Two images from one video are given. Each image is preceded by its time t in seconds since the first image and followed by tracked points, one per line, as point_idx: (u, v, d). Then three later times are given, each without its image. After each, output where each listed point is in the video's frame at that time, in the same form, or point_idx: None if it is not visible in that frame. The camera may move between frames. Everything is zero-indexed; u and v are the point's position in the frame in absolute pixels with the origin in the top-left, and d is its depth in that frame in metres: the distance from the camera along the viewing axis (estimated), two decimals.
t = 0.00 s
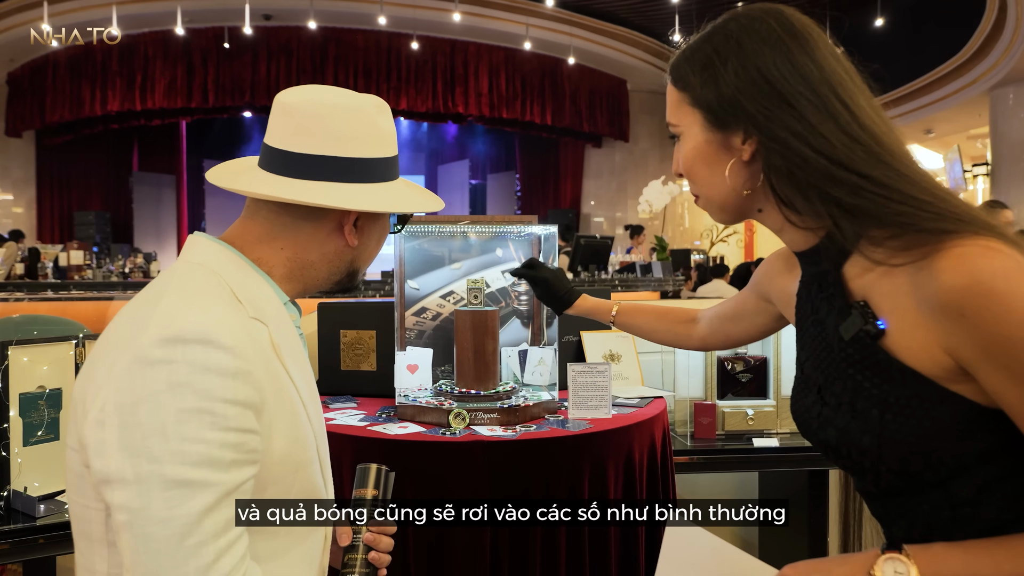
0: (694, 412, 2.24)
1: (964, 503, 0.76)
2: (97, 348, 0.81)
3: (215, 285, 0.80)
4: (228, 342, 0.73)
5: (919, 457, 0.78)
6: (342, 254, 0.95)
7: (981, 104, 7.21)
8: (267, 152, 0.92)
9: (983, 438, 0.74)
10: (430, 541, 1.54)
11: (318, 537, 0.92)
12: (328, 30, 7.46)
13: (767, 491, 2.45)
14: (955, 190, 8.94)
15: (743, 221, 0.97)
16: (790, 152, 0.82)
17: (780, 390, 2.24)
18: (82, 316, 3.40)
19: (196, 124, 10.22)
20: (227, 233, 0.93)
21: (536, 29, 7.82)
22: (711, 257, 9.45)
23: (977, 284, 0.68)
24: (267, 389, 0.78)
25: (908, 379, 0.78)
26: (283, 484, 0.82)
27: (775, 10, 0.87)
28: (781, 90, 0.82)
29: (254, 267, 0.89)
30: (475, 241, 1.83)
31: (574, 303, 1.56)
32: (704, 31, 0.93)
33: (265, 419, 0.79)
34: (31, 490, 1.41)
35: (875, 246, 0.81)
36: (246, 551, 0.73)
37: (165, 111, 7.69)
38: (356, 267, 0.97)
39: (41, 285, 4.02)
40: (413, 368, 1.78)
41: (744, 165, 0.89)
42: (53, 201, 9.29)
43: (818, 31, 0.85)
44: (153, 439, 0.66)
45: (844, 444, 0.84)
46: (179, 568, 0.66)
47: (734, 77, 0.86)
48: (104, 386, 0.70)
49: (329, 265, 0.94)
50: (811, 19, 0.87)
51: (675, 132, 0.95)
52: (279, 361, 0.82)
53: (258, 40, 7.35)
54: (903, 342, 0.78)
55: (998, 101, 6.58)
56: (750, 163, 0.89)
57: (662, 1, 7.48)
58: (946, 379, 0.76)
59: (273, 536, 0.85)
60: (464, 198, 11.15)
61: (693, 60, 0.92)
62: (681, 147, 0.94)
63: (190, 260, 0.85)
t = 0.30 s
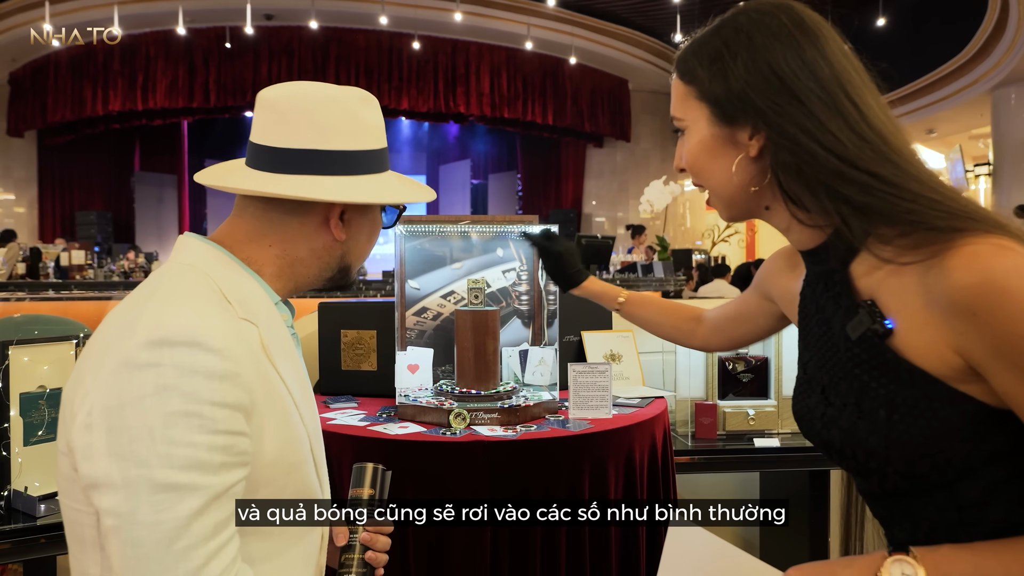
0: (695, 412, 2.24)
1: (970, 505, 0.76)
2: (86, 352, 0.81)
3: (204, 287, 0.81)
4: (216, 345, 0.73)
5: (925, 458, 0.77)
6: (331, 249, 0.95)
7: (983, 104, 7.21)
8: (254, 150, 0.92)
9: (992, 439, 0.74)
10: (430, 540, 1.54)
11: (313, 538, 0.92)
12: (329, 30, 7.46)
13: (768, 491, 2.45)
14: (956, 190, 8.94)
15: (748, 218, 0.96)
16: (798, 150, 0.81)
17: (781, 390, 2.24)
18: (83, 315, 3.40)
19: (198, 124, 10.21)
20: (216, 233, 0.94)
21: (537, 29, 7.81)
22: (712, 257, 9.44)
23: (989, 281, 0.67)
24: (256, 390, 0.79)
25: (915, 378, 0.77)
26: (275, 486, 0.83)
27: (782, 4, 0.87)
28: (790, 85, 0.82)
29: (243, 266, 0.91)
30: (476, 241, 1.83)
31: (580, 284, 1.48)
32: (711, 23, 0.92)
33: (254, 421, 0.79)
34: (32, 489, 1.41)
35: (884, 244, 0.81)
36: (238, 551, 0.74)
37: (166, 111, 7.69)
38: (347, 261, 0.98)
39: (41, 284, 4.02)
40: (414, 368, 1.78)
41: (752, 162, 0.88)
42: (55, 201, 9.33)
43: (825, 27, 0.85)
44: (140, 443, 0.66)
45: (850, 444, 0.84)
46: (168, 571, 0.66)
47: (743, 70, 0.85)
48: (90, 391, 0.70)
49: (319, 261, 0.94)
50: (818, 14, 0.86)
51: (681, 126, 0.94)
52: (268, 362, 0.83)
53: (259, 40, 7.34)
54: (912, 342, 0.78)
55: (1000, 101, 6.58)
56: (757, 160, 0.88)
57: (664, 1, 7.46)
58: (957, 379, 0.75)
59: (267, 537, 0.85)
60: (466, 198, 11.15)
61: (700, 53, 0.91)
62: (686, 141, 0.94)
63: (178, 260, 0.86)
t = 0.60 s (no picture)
0: (696, 411, 2.24)
1: (970, 501, 0.75)
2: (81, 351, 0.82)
3: (195, 286, 0.83)
4: (206, 342, 0.74)
5: (926, 452, 0.76)
6: (290, 222, 0.99)
7: (984, 104, 7.18)
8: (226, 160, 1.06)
9: (994, 436, 0.73)
10: (431, 540, 1.54)
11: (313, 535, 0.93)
12: (330, 30, 7.45)
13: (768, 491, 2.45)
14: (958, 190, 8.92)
15: (762, 205, 0.94)
16: (815, 138, 0.80)
17: (781, 390, 2.24)
18: (86, 315, 3.41)
19: (199, 124, 10.21)
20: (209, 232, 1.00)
21: (538, 29, 7.81)
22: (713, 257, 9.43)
23: (998, 275, 0.67)
24: (248, 388, 0.80)
25: (921, 372, 0.76)
26: (270, 483, 0.83)
27: None
28: (813, 71, 0.81)
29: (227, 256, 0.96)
30: (477, 240, 1.83)
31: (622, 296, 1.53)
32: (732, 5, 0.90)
33: (247, 419, 0.80)
34: (33, 489, 1.41)
35: (894, 236, 0.80)
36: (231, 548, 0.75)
37: (167, 110, 7.69)
38: (314, 235, 1.00)
39: (43, 284, 4.02)
40: (414, 368, 1.78)
41: (768, 147, 0.87)
42: (56, 201, 9.37)
43: (847, 15, 0.84)
44: (130, 440, 0.67)
45: (851, 436, 0.83)
46: (160, 569, 0.67)
47: (765, 54, 0.84)
48: (82, 389, 0.71)
49: (286, 240, 0.98)
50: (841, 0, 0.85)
51: (696, 110, 0.92)
52: (262, 359, 0.84)
53: (260, 40, 7.34)
54: (918, 334, 0.77)
55: (1002, 101, 6.56)
56: (774, 144, 0.87)
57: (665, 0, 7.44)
58: (961, 374, 0.74)
59: (266, 534, 0.86)
60: (467, 197, 11.16)
61: (722, 35, 0.89)
62: (700, 124, 0.91)
63: (173, 260, 0.89)
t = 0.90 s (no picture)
0: (697, 410, 2.24)
1: (962, 486, 0.74)
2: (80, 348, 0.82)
3: (190, 282, 0.83)
4: (196, 337, 0.74)
5: (923, 430, 0.75)
6: (280, 217, 0.98)
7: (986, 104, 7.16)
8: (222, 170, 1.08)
9: (993, 420, 0.71)
10: (430, 540, 1.54)
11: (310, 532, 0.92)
12: (331, 30, 7.45)
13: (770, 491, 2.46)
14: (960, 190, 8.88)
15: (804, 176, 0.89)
16: (865, 110, 0.76)
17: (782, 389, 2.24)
18: (87, 316, 3.39)
19: (200, 124, 10.21)
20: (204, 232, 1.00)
21: (539, 28, 7.81)
22: (715, 257, 9.41)
23: (1016, 257, 0.66)
24: (242, 384, 0.80)
25: (927, 349, 0.75)
26: (266, 480, 0.83)
27: None
28: (874, 37, 0.75)
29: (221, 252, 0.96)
30: (479, 239, 1.83)
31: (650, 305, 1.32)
32: None
33: (240, 415, 0.80)
34: (35, 488, 1.41)
35: (919, 213, 0.77)
36: (223, 543, 0.74)
37: (168, 110, 7.68)
38: (303, 225, 0.99)
39: (45, 283, 4.02)
40: (416, 367, 1.78)
41: (822, 113, 0.81)
42: (58, 201, 9.38)
43: None
44: (120, 434, 0.67)
45: (851, 411, 0.81)
46: (149, 565, 0.67)
47: (829, 18, 0.78)
48: (74, 385, 0.71)
49: (277, 234, 0.98)
50: None
51: (745, 72, 0.86)
52: (258, 355, 0.84)
53: (261, 39, 7.33)
54: (932, 312, 0.75)
55: (1003, 100, 6.53)
56: (829, 112, 0.81)
57: None
58: (969, 355, 0.73)
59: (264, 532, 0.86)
60: (468, 197, 11.17)
61: None
62: (747, 87, 0.86)
63: (170, 257, 0.89)
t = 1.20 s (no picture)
0: (697, 410, 2.24)
1: (956, 474, 0.75)
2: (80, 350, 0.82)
3: (191, 282, 0.84)
4: (198, 337, 0.74)
5: (924, 413, 0.75)
6: (277, 217, 0.99)
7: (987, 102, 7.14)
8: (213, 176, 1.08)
9: (994, 407, 0.72)
10: (430, 541, 1.54)
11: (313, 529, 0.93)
12: (332, 29, 7.46)
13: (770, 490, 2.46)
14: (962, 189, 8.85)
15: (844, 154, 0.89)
16: (914, 88, 0.75)
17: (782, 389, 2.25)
18: (88, 316, 3.40)
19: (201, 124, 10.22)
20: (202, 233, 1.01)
21: (540, 28, 7.83)
22: (716, 256, 9.40)
23: None
24: (244, 383, 0.81)
25: (939, 329, 0.75)
26: (269, 477, 0.84)
27: None
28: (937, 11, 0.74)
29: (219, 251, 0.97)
30: (479, 240, 1.83)
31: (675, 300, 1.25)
32: None
33: (243, 413, 0.81)
34: (38, 487, 1.42)
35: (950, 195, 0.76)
36: (228, 540, 0.75)
37: (169, 109, 7.69)
38: (300, 221, 0.99)
39: (48, 283, 4.04)
40: (416, 367, 1.79)
41: (875, 90, 0.80)
42: (59, 200, 9.39)
43: None
44: (125, 434, 0.67)
45: (855, 390, 0.82)
46: (156, 563, 0.67)
47: None
48: (77, 387, 0.72)
49: (275, 231, 0.99)
50: None
51: (798, 43, 0.84)
52: (259, 353, 0.85)
53: (262, 39, 7.35)
54: (950, 295, 0.76)
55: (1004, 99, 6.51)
56: (883, 88, 0.79)
57: None
58: (984, 340, 0.73)
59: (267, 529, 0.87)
60: (469, 196, 11.17)
61: None
62: (798, 61, 0.84)
63: (170, 258, 0.90)
